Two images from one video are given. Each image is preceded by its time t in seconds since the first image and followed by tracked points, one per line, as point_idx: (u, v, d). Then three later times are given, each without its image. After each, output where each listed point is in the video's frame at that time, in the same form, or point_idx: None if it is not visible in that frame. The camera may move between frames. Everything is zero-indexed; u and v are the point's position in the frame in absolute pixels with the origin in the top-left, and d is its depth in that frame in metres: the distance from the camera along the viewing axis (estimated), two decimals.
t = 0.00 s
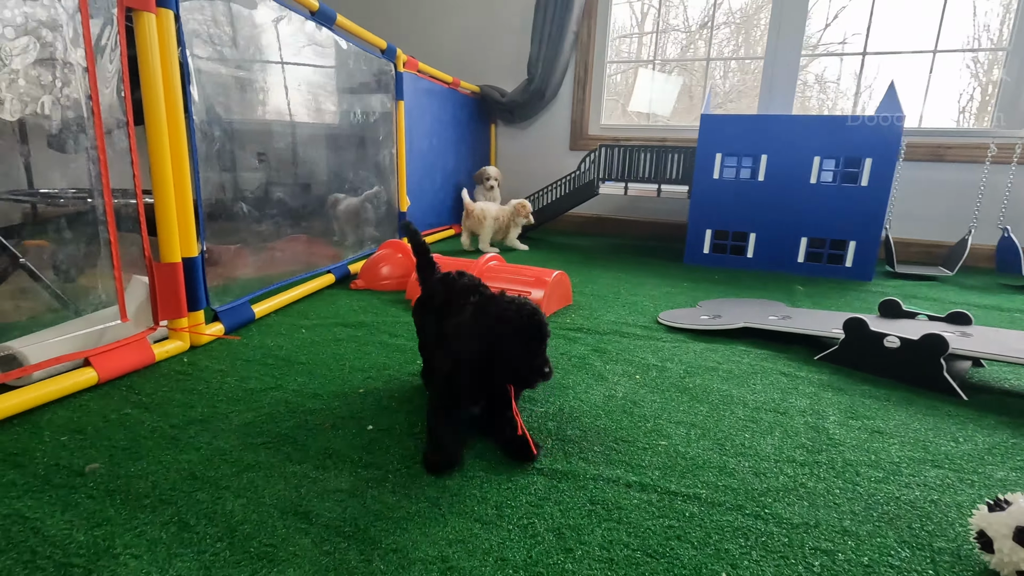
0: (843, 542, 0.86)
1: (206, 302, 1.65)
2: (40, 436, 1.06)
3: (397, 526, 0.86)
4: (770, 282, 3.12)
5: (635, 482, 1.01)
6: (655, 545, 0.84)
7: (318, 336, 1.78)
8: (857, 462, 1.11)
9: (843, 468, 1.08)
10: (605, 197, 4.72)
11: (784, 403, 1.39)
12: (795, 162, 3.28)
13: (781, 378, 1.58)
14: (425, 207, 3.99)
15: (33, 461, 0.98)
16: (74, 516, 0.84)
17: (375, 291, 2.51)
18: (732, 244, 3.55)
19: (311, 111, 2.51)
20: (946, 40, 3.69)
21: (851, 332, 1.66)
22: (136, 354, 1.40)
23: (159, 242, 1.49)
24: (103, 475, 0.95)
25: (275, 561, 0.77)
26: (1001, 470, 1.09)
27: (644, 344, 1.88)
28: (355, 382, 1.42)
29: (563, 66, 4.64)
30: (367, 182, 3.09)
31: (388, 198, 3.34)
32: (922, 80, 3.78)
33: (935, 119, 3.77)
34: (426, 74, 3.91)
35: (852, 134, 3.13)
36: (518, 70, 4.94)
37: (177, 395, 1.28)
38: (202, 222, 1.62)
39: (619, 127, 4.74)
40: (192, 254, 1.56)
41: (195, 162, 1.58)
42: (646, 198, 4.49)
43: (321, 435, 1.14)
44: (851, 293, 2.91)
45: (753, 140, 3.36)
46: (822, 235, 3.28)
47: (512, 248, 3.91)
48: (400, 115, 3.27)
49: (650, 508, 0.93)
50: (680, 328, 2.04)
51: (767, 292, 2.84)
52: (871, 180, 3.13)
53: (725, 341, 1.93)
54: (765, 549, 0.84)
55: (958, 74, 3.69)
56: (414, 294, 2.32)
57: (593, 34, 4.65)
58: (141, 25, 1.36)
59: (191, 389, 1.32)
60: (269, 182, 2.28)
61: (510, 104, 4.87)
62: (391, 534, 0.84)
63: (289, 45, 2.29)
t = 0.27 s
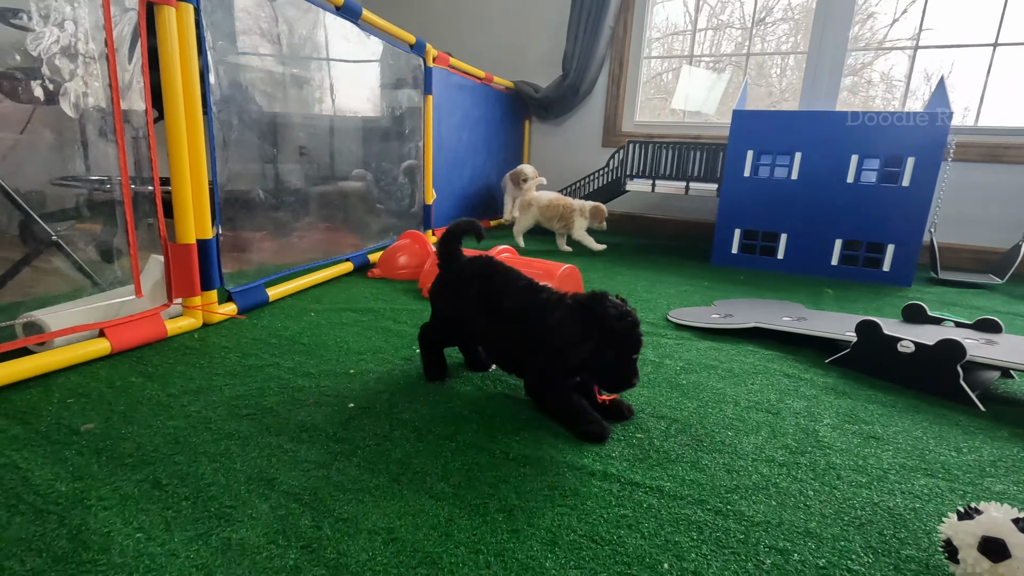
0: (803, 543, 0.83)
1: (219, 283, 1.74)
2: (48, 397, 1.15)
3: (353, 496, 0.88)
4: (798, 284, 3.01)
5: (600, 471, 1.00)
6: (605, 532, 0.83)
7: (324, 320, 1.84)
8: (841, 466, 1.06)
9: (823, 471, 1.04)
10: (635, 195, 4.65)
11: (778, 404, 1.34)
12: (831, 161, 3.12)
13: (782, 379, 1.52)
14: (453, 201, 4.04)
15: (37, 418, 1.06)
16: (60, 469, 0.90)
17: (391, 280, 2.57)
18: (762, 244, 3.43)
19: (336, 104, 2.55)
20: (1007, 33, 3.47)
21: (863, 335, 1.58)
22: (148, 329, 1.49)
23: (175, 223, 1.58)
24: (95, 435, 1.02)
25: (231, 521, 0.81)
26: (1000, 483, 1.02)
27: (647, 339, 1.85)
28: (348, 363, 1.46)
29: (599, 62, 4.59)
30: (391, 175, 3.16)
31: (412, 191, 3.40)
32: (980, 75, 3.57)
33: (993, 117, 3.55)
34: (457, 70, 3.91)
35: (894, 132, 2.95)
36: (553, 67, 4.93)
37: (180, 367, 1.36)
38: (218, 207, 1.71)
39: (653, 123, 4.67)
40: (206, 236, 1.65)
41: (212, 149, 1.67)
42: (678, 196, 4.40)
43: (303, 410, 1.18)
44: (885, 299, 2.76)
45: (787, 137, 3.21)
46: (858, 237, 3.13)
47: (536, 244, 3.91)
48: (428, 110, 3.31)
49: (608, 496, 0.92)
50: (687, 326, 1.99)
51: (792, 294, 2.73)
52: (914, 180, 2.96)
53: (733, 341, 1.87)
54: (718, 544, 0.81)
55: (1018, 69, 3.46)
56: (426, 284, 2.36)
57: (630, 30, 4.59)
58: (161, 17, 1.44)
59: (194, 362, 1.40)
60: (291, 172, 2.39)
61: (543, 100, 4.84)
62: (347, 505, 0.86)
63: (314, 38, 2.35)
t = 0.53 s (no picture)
0: (741, 548, 0.80)
1: (227, 268, 1.83)
2: (50, 365, 1.24)
3: (301, 472, 0.92)
4: (823, 291, 2.87)
5: (551, 464, 1.00)
6: (537, 523, 0.83)
7: (325, 307, 1.90)
8: (807, 474, 1.02)
9: (787, 478, 1.00)
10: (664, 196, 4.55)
11: (760, 409, 1.30)
12: (866, 162, 2.97)
13: (773, 385, 1.47)
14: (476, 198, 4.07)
15: (36, 383, 1.15)
16: (41, 430, 0.97)
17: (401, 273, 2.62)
18: (790, 249, 3.29)
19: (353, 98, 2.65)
20: None
21: (866, 343, 1.50)
22: (155, 309, 1.58)
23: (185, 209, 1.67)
24: (83, 401, 1.09)
25: (180, 487, 0.85)
26: (981, 503, 0.96)
27: (642, 339, 1.81)
28: (334, 349, 1.50)
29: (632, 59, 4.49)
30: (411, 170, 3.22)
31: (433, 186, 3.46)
32: None
33: None
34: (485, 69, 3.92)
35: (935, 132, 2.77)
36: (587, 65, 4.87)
37: (176, 344, 1.44)
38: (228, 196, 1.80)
39: (686, 123, 4.55)
40: (214, 223, 1.74)
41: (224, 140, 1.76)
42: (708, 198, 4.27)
43: (279, 390, 1.23)
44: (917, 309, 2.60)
45: (818, 138, 3.07)
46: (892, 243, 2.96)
47: (557, 242, 3.89)
48: (452, 106, 3.41)
49: (551, 489, 0.92)
50: (688, 327, 1.95)
51: (813, 301, 2.61)
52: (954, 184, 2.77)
53: (734, 345, 1.81)
54: (648, 543, 0.80)
55: None
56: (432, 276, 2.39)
57: (665, 28, 4.49)
58: (175, 15, 1.54)
59: (191, 341, 1.47)
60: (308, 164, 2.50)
61: (573, 98, 4.78)
62: (293, 480, 0.90)
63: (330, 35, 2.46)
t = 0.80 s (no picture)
0: (675, 526, 0.83)
1: (236, 255, 1.93)
2: (63, 336, 1.35)
3: (271, 438, 0.98)
4: (833, 296, 2.82)
5: (508, 443, 1.04)
6: (482, 493, 0.88)
7: (326, 295, 1.99)
8: (762, 465, 1.04)
9: (739, 468, 1.02)
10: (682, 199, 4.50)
11: (732, 404, 1.31)
12: (881, 167, 2.90)
13: (753, 382, 1.47)
14: (493, 198, 4.11)
15: (48, 352, 1.25)
16: (45, 391, 1.07)
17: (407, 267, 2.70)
18: (802, 254, 3.21)
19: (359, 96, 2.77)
20: None
21: (850, 345, 1.49)
22: (166, 290, 1.69)
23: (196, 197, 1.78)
24: (87, 369, 1.19)
25: (159, 444, 0.93)
26: (934, 500, 0.96)
27: (631, 335, 1.83)
28: (327, 333, 1.58)
29: (653, 62, 4.47)
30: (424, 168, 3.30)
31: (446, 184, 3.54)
32: None
33: None
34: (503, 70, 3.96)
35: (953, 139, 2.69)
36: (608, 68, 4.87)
37: (181, 323, 1.54)
38: (238, 186, 1.91)
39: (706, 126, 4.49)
40: (224, 211, 1.84)
41: (235, 133, 1.87)
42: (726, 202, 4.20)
43: (267, 366, 1.30)
44: (929, 317, 2.53)
45: (832, 143, 3.02)
46: (908, 250, 2.88)
47: (568, 243, 3.91)
48: (467, 107, 3.52)
49: (503, 465, 0.97)
50: (680, 326, 1.95)
51: (820, 306, 2.57)
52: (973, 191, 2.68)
53: (723, 344, 1.81)
54: (584, 516, 0.84)
55: None
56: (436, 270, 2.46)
57: (687, 30, 4.45)
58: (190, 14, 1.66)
59: (195, 320, 1.57)
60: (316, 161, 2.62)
61: (593, 101, 4.79)
62: (262, 445, 0.96)
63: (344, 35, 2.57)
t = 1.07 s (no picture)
0: (640, 539, 0.87)
1: (261, 260, 2.05)
2: (98, 335, 1.47)
3: (272, 437, 1.06)
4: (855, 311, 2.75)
5: (493, 451, 1.09)
6: (460, 498, 0.93)
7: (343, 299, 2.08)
8: (740, 483, 1.05)
9: (716, 485, 1.04)
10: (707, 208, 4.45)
11: (723, 421, 1.32)
12: (909, 181, 2.81)
13: (750, 399, 1.48)
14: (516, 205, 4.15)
15: (84, 349, 1.37)
16: (76, 386, 1.18)
17: (425, 273, 2.78)
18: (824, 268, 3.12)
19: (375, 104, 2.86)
20: None
21: (851, 365, 1.48)
22: (193, 293, 1.81)
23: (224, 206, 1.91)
24: (115, 365, 1.30)
25: (170, 439, 1.02)
26: (911, 526, 0.96)
27: (635, 347, 1.85)
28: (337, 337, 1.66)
29: (680, 70, 4.39)
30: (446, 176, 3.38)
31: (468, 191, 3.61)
32: None
33: None
34: (528, 80, 3.98)
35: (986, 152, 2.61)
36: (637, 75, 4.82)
37: (204, 324, 1.65)
38: (263, 195, 2.02)
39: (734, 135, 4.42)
40: (249, 219, 1.96)
41: (261, 145, 1.98)
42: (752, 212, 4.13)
43: (277, 368, 1.39)
44: (956, 336, 2.45)
45: (859, 155, 2.94)
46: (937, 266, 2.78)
47: (587, 251, 3.92)
48: (490, 117, 3.55)
49: (484, 472, 1.02)
50: (686, 339, 1.95)
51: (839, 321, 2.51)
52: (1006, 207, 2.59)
53: (728, 359, 1.80)
54: (553, 525, 0.88)
55: None
56: (451, 276, 2.53)
57: (717, 38, 4.41)
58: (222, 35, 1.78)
59: (218, 322, 1.68)
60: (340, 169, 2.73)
61: (620, 109, 4.76)
62: (263, 443, 1.04)
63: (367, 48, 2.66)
